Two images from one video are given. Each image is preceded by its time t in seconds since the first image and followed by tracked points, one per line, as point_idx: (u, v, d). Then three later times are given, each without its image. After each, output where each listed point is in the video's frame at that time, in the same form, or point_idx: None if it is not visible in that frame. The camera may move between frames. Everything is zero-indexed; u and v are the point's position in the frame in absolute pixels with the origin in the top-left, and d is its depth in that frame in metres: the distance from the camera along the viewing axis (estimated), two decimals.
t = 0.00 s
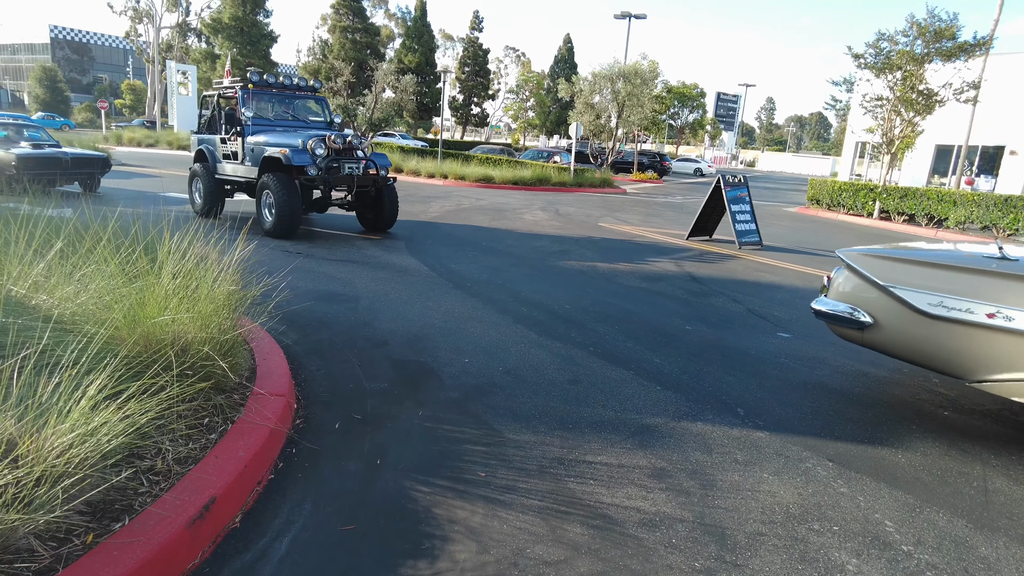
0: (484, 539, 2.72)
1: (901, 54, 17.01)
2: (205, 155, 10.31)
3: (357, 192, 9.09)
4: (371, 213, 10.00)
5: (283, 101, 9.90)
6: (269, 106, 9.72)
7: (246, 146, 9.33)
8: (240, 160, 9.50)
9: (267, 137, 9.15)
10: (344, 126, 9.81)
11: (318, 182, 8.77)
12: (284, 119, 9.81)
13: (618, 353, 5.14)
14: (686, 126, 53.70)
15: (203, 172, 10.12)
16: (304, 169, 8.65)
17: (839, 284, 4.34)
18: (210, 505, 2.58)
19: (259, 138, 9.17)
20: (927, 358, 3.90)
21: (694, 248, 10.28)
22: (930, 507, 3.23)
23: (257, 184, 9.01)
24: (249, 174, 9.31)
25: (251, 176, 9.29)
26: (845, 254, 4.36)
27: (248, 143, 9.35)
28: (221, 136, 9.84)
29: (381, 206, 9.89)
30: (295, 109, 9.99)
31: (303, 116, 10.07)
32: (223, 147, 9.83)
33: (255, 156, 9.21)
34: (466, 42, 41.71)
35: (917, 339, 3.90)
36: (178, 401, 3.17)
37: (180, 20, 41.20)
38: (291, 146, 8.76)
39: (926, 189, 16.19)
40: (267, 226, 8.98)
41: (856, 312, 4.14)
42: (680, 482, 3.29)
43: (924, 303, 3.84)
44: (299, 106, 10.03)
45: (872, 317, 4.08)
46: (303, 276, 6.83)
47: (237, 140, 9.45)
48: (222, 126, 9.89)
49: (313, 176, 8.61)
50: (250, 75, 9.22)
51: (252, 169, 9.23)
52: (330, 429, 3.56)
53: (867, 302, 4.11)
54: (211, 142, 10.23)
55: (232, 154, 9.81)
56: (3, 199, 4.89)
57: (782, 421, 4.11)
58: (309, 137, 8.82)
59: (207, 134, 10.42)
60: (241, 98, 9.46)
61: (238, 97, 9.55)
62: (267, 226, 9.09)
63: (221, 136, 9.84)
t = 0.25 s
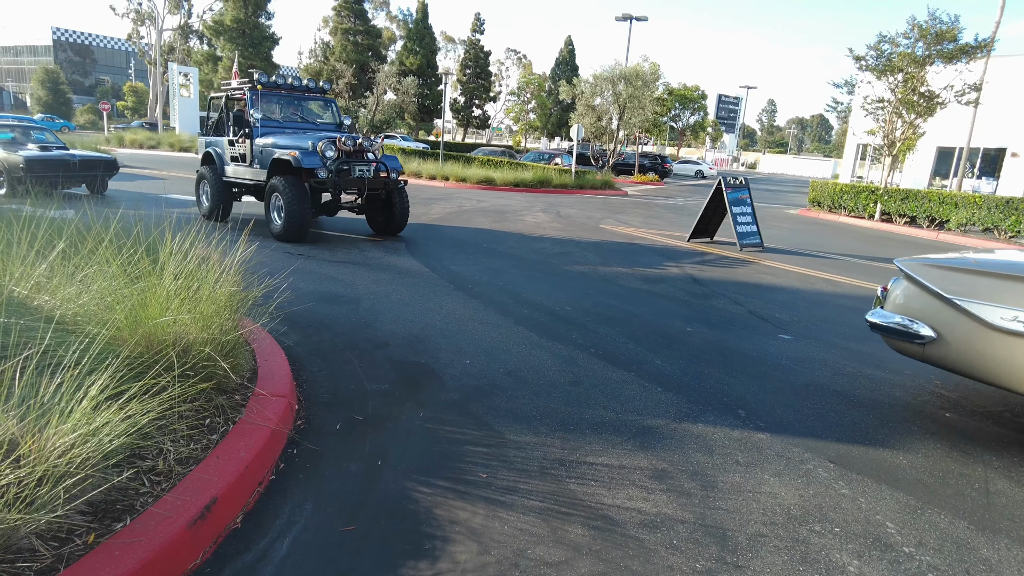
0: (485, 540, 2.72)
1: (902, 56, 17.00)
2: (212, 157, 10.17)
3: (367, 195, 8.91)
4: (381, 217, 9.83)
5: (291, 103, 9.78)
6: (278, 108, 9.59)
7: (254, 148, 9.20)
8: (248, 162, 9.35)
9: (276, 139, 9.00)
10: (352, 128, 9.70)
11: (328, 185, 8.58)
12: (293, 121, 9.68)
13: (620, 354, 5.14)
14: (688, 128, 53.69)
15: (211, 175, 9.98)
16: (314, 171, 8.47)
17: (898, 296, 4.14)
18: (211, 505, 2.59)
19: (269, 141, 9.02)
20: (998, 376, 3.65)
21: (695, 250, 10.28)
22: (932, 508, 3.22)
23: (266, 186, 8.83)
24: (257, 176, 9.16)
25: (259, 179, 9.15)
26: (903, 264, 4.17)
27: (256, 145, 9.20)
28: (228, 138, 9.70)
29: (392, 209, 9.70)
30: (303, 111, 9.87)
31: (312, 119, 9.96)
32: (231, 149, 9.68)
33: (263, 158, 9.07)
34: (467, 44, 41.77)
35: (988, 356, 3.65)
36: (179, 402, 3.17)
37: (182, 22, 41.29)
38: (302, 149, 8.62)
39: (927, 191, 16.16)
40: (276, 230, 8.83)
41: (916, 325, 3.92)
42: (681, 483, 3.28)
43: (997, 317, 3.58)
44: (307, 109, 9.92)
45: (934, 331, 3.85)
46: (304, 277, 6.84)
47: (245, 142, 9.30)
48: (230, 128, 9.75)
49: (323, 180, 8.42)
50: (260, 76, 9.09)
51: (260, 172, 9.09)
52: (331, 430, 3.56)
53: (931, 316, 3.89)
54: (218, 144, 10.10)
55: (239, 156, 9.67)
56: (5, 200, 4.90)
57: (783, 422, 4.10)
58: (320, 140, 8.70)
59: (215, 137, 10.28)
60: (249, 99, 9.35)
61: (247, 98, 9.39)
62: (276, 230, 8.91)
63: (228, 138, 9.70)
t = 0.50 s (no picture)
0: (488, 540, 2.72)
1: (904, 58, 17.01)
2: (221, 159, 10.07)
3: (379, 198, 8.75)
4: (393, 221, 9.65)
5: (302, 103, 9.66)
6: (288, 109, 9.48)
7: (265, 150, 9.07)
8: (259, 164, 9.25)
9: (287, 141, 8.89)
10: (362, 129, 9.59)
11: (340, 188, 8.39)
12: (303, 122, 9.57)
13: (622, 356, 5.14)
14: (689, 130, 53.68)
15: (219, 177, 9.89)
16: (326, 174, 8.30)
17: (969, 312, 4.01)
18: (215, 505, 2.60)
19: (280, 142, 8.92)
20: None
21: (697, 251, 10.28)
22: (934, 510, 3.22)
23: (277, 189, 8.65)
24: (268, 179, 9.04)
25: (270, 181, 9.03)
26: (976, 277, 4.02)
27: (267, 147, 9.09)
28: (238, 140, 9.60)
29: (403, 212, 9.53)
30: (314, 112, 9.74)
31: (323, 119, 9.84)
32: (240, 151, 9.57)
33: (274, 161, 8.95)
34: (469, 46, 41.81)
35: None
36: (182, 402, 3.17)
37: (184, 24, 41.38)
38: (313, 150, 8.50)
39: (929, 193, 16.14)
40: (287, 233, 8.65)
41: (992, 341, 3.77)
42: (683, 485, 3.29)
43: None
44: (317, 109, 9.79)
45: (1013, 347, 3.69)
46: (306, 279, 6.84)
47: (255, 144, 9.19)
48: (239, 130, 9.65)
49: (335, 182, 8.26)
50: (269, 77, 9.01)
51: (271, 174, 8.97)
52: (334, 431, 3.57)
53: (1007, 332, 3.74)
54: (227, 146, 10.00)
55: (249, 158, 9.57)
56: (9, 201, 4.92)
57: (786, 424, 4.11)
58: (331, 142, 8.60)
59: (224, 139, 10.18)
60: (259, 101, 9.20)
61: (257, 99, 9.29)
62: (287, 234, 8.74)
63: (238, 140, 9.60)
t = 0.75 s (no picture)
0: (491, 539, 2.73)
1: (906, 60, 17.02)
2: (231, 160, 9.95)
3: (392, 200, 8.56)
4: (406, 223, 9.47)
5: (313, 104, 9.53)
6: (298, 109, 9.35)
7: (275, 150, 8.90)
8: (268, 165, 9.07)
9: (297, 141, 8.74)
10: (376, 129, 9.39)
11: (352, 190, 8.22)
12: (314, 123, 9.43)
13: (624, 357, 5.14)
14: (691, 131, 53.65)
15: (228, 178, 9.78)
16: (338, 175, 8.12)
17: None
18: (219, 503, 2.60)
19: (290, 143, 8.77)
20: None
21: (699, 252, 10.29)
22: (936, 510, 3.22)
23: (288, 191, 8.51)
24: (277, 181, 8.89)
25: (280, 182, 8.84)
26: None
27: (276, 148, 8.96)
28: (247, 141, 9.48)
29: (417, 214, 9.36)
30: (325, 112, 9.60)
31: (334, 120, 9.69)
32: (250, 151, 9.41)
33: (285, 161, 8.77)
34: (471, 47, 41.85)
35: None
36: (186, 401, 3.18)
37: (187, 25, 41.45)
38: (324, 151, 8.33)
39: (931, 195, 16.11)
40: (298, 235, 8.52)
41: None
42: (686, 485, 3.29)
43: None
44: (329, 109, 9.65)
45: None
46: (309, 278, 6.85)
47: (264, 145, 9.06)
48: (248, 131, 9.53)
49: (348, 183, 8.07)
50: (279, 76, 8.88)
51: (282, 175, 8.78)
52: (336, 430, 3.58)
53: None
54: (236, 148, 9.89)
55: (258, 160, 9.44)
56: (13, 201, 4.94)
57: (789, 424, 4.10)
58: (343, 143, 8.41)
59: (233, 140, 10.08)
60: (269, 101, 9.10)
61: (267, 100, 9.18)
62: (298, 235, 8.58)
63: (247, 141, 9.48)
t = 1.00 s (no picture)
0: (495, 538, 2.72)
1: (910, 60, 16.99)
2: (241, 161, 9.88)
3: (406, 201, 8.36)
4: (420, 224, 9.26)
5: (324, 103, 9.38)
6: (309, 108, 9.20)
7: (286, 150, 8.78)
8: (279, 166, 8.99)
9: (309, 142, 8.59)
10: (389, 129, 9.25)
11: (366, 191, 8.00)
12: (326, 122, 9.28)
13: (628, 356, 5.13)
14: (694, 132, 53.58)
15: (239, 180, 9.71)
16: (351, 176, 7.91)
17: None
18: (221, 501, 2.60)
19: (302, 143, 8.62)
20: None
21: (701, 253, 10.28)
22: (941, 511, 3.21)
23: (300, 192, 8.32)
24: (288, 182, 8.78)
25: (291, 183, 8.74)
26: None
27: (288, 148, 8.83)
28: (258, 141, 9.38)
29: (431, 215, 9.15)
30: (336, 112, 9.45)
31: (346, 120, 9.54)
32: (261, 152, 9.35)
33: (296, 161, 8.65)
34: (473, 48, 41.85)
35: None
36: (189, 399, 3.18)
37: (190, 25, 41.53)
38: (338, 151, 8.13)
39: (934, 196, 16.07)
40: (311, 237, 8.32)
41: None
42: (689, 484, 3.28)
43: None
44: (340, 109, 9.49)
45: None
46: (312, 278, 6.85)
47: (275, 145, 8.97)
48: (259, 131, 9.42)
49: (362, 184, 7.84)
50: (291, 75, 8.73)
51: (293, 176, 8.67)
52: (340, 428, 3.58)
53: None
54: (247, 148, 9.80)
55: (268, 160, 9.34)
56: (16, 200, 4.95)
57: (792, 425, 4.09)
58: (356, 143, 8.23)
59: (243, 140, 9.97)
60: (280, 100, 8.94)
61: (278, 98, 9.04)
62: (310, 237, 8.40)
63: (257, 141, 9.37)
